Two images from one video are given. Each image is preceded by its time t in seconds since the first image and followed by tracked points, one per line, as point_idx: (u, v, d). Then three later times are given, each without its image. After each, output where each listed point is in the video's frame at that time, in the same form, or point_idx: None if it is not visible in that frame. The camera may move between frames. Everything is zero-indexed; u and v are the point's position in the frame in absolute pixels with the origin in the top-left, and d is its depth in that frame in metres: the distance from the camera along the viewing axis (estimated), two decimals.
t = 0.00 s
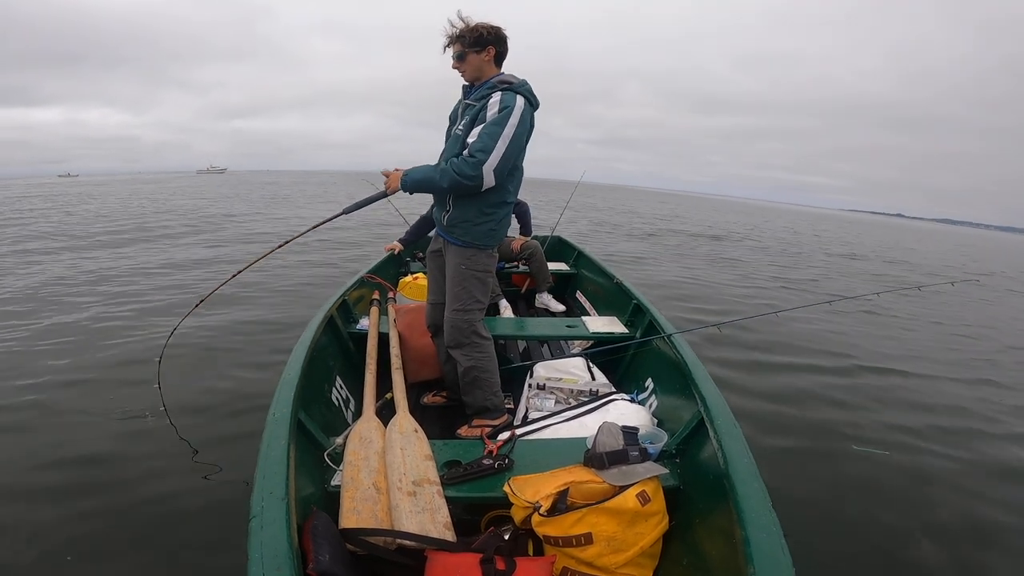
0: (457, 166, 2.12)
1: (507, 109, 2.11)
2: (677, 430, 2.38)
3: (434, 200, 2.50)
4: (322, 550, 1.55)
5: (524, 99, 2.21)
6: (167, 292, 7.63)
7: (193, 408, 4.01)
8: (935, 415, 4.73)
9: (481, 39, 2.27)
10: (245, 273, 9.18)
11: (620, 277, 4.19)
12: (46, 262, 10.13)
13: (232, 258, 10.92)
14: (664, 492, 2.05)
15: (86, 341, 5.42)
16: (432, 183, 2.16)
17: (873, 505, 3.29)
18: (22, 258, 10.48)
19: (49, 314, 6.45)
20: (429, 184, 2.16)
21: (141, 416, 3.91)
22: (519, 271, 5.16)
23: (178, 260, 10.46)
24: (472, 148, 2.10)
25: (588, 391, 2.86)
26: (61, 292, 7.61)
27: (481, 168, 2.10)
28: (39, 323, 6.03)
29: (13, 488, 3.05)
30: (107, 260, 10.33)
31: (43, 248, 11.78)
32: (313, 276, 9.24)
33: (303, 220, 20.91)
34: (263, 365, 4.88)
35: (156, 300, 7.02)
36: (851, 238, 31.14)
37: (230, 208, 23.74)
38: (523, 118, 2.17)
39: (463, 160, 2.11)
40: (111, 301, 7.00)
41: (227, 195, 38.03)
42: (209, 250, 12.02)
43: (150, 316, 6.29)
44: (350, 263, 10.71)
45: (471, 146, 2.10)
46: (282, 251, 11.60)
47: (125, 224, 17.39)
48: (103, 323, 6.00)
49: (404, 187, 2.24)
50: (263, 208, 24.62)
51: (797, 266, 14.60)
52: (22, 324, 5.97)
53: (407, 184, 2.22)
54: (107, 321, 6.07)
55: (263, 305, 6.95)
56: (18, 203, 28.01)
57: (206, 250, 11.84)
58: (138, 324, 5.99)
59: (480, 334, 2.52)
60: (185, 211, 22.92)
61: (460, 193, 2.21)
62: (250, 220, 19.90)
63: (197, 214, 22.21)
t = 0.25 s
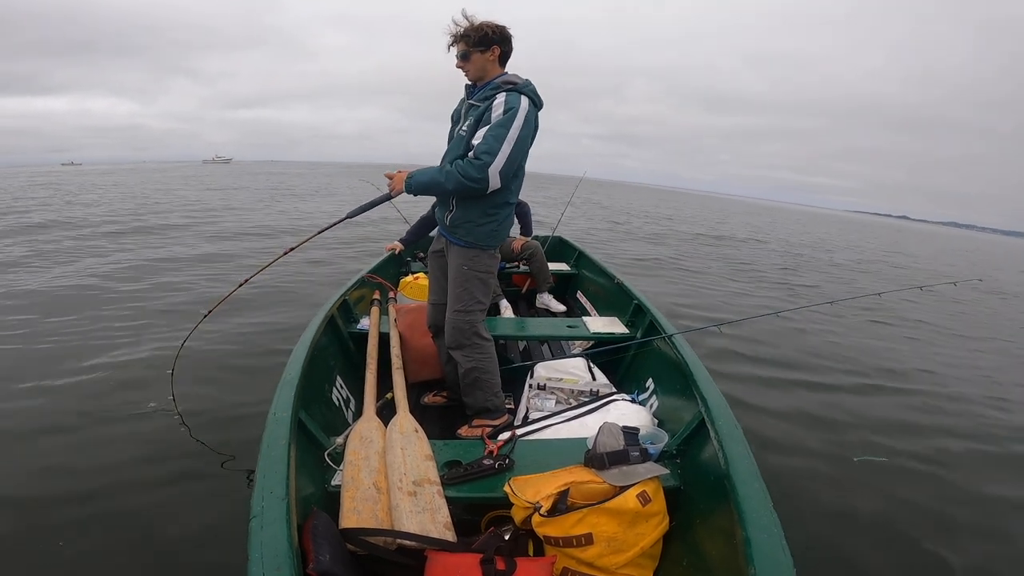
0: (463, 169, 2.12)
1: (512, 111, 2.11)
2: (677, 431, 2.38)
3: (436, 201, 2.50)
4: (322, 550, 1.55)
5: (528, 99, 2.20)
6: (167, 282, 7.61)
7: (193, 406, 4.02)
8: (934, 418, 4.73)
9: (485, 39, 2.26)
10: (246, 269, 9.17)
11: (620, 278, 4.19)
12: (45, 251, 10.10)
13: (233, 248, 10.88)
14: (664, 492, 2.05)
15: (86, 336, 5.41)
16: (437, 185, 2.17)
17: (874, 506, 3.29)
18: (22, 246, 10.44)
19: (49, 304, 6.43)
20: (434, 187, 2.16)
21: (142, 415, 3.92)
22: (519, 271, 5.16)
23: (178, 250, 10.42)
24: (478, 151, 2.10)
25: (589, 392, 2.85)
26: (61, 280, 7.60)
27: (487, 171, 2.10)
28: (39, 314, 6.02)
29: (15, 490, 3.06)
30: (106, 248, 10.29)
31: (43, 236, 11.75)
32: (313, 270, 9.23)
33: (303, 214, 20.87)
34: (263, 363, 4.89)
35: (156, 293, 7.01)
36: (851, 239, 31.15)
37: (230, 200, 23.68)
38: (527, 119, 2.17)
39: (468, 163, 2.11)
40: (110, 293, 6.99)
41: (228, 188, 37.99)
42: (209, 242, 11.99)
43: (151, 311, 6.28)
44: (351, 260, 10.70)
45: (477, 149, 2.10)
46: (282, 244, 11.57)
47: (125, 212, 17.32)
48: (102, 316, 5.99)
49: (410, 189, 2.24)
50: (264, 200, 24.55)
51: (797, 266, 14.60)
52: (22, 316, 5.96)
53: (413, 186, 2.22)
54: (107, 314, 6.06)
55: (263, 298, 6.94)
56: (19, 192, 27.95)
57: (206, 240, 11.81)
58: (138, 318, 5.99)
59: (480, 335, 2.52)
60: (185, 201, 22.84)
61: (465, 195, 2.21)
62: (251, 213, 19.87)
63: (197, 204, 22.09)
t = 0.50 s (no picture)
0: (457, 167, 2.12)
1: (509, 111, 2.12)
2: (677, 431, 2.39)
3: (433, 201, 2.51)
4: (323, 550, 1.55)
5: (525, 101, 2.21)
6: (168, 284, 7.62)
7: (194, 406, 4.02)
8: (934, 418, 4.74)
9: (480, 39, 2.27)
10: (246, 266, 9.16)
11: (620, 278, 4.19)
12: (46, 250, 10.12)
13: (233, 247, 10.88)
14: (664, 492, 2.06)
15: (88, 335, 5.42)
16: (430, 182, 2.16)
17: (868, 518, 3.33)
18: (22, 245, 10.44)
19: (50, 304, 6.45)
20: (427, 183, 2.16)
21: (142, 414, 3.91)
22: (519, 272, 5.17)
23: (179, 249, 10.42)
24: (472, 150, 2.11)
25: (589, 392, 2.86)
26: (62, 280, 7.61)
27: (481, 171, 2.11)
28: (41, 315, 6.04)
29: (17, 489, 3.06)
30: (107, 247, 10.29)
31: (44, 235, 11.74)
32: (314, 270, 9.23)
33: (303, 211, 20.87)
34: (264, 363, 4.88)
35: (157, 293, 7.02)
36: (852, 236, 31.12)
37: (230, 199, 23.66)
38: (524, 120, 2.18)
39: (462, 162, 2.11)
40: (112, 292, 7.00)
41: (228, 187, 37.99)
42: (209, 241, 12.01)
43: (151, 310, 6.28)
44: (351, 258, 10.69)
45: (471, 149, 2.11)
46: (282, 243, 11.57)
47: (126, 210, 17.34)
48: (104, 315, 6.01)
49: (402, 184, 2.24)
50: (264, 198, 24.52)
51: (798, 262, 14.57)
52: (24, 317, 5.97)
53: (406, 182, 2.22)
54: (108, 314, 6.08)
55: (264, 300, 6.94)
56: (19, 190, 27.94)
57: (206, 240, 11.81)
58: (139, 319, 5.99)
59: (479, 336, 2.52)
60: (186, 199, 22.82)
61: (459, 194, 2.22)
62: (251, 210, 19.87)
63: (198, 203, 22.12)
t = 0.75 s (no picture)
0: (445, 161, 2.12)
1: (500, 108, 2.12)
2: (677, 430, 2.38)
3: (426, 201, 2.51)
4: (322, 551, 1.55)
5: (517, 99, 2.21)
6: (168, 288, 7.63)
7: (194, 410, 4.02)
8: (936, 412, 4.72)
9: (474, 37, 2.26)
10: (246, 269, 9.16)
11: (620, 277, 4.18)
12: (49, 258, 10.18)
13: (234, 253, 10.90)
14: (664, 492, 2.05)
15: (89, 338, 5.44)
16: (415, 174, 2.16)
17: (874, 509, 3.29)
18: (24, 254, 10.47)
19: (52, 311, 6.47)
20: (412, 174, 2.16)
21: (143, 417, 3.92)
22: (518, 271, 5.16)
23: (179, 255, 10.44)
24: (461, 144, 2.10)
25: (588, 392, 2.86)
26: (65, 287, 7.65)
27: (468, 165, 2.10)
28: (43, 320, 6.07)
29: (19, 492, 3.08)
30: (108, 254, 10.32)
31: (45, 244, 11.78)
32: (314, 271, 9.23)
33: (304, 213, 20.86)
34: (264, 365, 4.89)
35: (159, 296, 7.04)
36: (853, 230, 31.01)
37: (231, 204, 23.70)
38: (516, 118, 2.17)
39: (450, 156, 2.11)
40: (113, 298, 7.02)
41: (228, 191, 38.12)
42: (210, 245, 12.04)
43: (152, 315, 6.29)
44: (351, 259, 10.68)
45: (460, 143, 2.10)
46: (282, 246, 11.57)
47: (128, 216, 17.40)
48: (105, 320, 6.03)
49: (388, 174, 2.24)
50: (264, 202, 24.52)
51: (800, 256, 14.51)
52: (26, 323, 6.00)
53: (393, 172, 2.22)
54: (110, 318, 6.10)
55: (264, 303, 6.95)
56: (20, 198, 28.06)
57: (207, 246, 11.83)
58: (139, 322, 5.99)
59: (476, 336, 2.52)
60: (187, 206, 22.91)
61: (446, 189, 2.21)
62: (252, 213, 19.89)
63: (198, 207, 22.17)
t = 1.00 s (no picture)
0: (437, 162, 2.11)
1: (492, 107, 2.11)
2: (676, 429, 2.38)
3: (418, 202, 2.50)
4: (320, 551, 1.55)
5: (510, 98, 2.20)
6: (169, 295, 7.66)
7: (193, 411, 4.02)
8: (937, 407, 4.71)
9: (468, 37, 2.26)
10: (247, 274, 9.19)
11: (618, 276, 4.18)
12: (52, 268, 10.25)
13: (234, 258, 10.93)
14: (663, 491, 2.05)
15: (90, 344, 5.46)
16: (407, 177, 2.13)
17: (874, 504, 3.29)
18: (26, 262, 10.53)
19: (54, 318, 6.51)
20: (404, 177, 2.13)
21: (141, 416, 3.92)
22: (517, 271, 5.16)
23: (180, 263, 10.48)
24: (453, 145, 2.09)
25: (587, 391, 2.86)
26: (67, 295, 7.70)
27: (461, 166, 2.09)
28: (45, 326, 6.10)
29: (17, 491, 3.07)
30: (109, 263, 10.36)
31: (48, 253, 11.84)
32: (314, 275, 9.24)
33: (304, 218, 20.91)
34: (264, 367, 4.89)
35: (159, 303, 7.07)
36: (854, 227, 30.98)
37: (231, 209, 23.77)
38: (509, 117, 2.17)
39: (443, 157, 2.10)
40: (115, 305, 7.06)
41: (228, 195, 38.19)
42: (211, 251, 12.09)
43: (153, 320, 6.31)
44: (351, 262, 10.69)
45: (452, 143, 2.09)
46: (283, 252, 11.61)
47: (130, 226, 17.50)
48: (107, 326, 6.06)
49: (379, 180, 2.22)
50: (265, 209, 24.62)
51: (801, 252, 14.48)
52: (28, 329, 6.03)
53: (383, 177, 2.20)
54: (111, 324, 6.13)
55: (264, 306, 6.96)
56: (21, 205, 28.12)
57: (208, 253, 11.87)
58: (140, 327, 6.01)
59: (473, 335, 2.51)
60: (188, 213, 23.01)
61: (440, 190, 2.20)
62: (252, 218, 19.97)
63: (200, 213, 22.28)
